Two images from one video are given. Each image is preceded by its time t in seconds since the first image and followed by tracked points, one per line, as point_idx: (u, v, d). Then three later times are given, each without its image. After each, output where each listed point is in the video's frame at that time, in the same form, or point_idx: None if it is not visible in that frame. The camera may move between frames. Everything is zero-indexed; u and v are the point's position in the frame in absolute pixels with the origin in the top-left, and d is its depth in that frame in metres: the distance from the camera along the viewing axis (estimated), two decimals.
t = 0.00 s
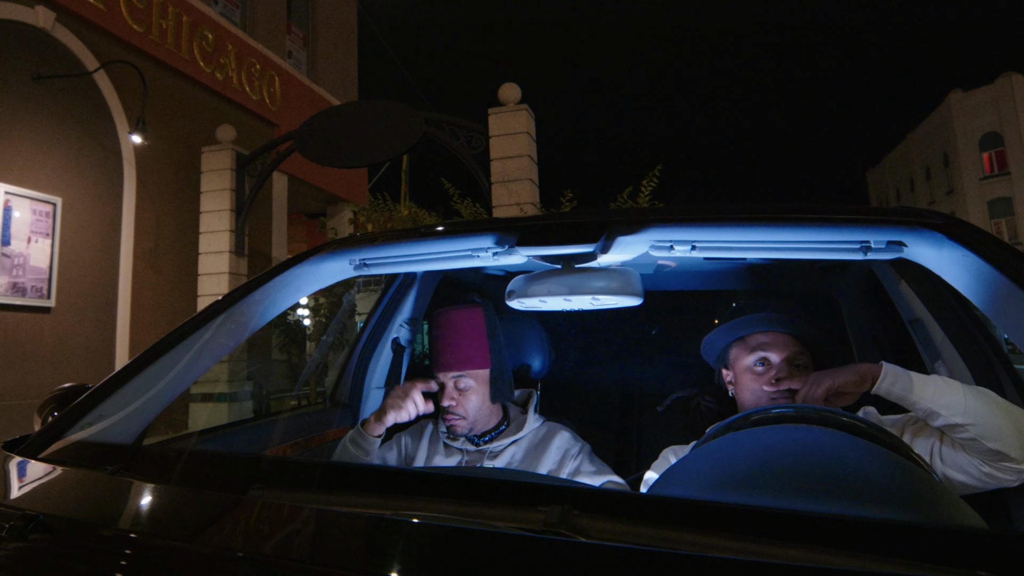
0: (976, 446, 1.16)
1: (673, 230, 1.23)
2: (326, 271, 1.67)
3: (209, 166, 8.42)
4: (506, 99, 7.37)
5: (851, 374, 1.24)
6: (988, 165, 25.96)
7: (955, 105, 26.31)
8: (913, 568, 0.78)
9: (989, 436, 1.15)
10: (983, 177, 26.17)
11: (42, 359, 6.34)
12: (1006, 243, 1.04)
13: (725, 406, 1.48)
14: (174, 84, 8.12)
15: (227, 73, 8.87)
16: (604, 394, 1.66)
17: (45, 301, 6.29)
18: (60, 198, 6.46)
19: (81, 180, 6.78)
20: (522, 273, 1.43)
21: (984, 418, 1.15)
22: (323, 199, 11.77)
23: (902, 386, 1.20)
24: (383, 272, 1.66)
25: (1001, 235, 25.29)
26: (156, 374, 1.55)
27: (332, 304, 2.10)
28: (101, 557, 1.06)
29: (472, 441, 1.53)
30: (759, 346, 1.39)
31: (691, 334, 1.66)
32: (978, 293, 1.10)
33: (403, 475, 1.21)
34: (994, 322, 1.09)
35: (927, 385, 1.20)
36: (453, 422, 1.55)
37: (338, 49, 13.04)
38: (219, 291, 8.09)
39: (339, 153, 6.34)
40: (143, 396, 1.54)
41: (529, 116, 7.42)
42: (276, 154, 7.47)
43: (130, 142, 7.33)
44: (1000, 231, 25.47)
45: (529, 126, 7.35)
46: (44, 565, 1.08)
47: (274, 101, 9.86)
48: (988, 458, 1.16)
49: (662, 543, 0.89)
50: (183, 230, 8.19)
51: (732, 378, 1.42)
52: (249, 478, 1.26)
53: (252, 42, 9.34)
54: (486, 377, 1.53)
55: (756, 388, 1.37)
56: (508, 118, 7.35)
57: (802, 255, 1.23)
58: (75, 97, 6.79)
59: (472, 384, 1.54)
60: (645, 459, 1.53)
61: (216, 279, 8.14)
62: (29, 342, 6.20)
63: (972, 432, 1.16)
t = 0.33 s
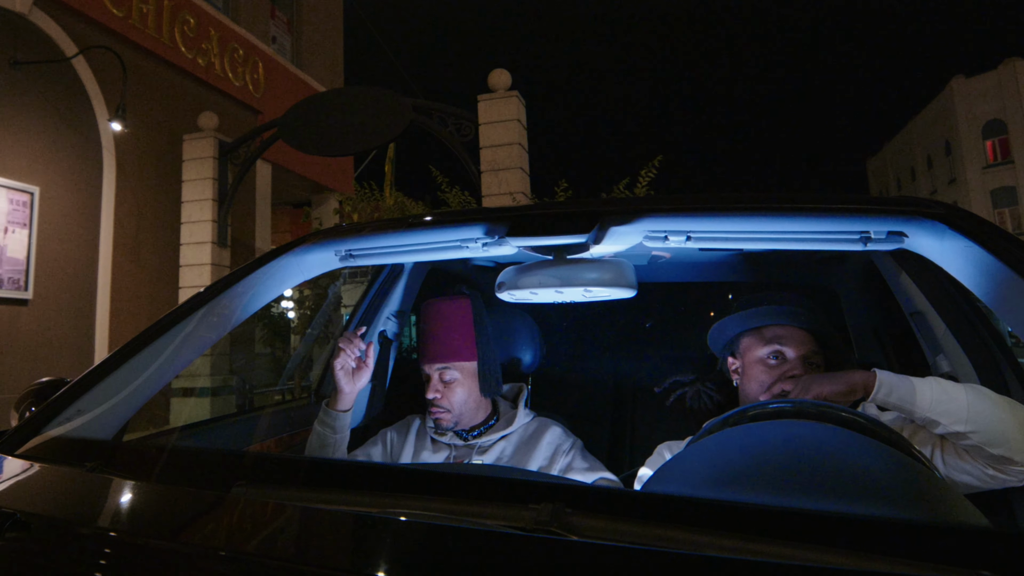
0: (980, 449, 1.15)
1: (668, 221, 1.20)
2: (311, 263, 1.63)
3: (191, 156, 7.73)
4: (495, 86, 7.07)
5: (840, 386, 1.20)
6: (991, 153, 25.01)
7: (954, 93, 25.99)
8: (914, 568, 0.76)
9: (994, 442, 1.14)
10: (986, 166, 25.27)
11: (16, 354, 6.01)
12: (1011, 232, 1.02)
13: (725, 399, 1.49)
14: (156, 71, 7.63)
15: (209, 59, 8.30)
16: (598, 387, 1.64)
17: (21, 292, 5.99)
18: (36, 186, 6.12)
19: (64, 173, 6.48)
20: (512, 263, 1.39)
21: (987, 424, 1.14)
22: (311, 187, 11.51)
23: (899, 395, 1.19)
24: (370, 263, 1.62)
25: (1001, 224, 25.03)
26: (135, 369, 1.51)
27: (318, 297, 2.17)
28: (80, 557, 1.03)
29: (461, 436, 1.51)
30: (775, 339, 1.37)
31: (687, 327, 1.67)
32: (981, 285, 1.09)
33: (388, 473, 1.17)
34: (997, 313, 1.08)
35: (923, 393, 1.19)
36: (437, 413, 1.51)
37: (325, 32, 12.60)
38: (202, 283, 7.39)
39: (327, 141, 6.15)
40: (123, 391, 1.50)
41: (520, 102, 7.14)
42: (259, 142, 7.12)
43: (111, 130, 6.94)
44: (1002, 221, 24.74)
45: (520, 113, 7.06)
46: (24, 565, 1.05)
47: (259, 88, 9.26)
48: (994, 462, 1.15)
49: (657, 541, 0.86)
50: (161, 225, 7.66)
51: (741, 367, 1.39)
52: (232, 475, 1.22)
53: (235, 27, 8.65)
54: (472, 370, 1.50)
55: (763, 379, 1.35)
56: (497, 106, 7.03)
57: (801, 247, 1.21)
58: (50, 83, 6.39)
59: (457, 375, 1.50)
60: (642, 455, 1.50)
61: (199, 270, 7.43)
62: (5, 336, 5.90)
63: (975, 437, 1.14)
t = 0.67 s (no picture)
0: (987, 446, 1.12)
1: (662, 211, 1.17)
2: (297, 254, 1.59)
3: (173, 145, 7.63)
4: (487, 73, 6.97)
5: (848, 364, 1.21)
6: (995, 143, 23.95)
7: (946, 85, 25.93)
8: (920, 569, 0.74)
9: (1001, 437, 1.10)
10: (990, 156, 24.13)
11: None
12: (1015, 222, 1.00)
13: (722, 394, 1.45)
14: (138, 58, 7.53)
15: (193, 46, 8.20)
16: (592, 381, 1.62)
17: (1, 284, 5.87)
18: (16, 176, 5.97)
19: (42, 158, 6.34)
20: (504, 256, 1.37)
21: (996, 418, 1.11)
22: (296, 177, 11.38)
23: (904, 384, 1.17)
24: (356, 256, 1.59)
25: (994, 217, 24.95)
26: (117, 362, 1.47)
27: (303, 289, 2.12)
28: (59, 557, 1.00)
29: (449, 434, 1.49)
30: (771, 334, 1.35)
31: (685, 319, 1.63)
32: (986, 277, 1.06)
33: (375, 471, 1.14)
34: (1004, 306, 1.05)
35: (932, 381, 1.18)
36: (427, 410, 1.48)
37: (310, 20, 12.43)
38: (184, 276, 7.33)
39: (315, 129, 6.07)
40: (105, 386, 1.46)
41: (510, 90, 7.07)
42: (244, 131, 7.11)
43: (91, 118, 6.82)
44: (1008, 212, 23.76)
45: (511, 101, 6.98)
46: None
47: (243, 74, 9.18)
48: (1000, 460, 1.11)
49: (653, 541, 0.84)
50: (145, 216, 7.57)
51: (736, 363, 1.38)
52: (216, 473, 1.19)
53: (220, 13, 8.56)
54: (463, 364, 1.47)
55: (761, 376, 1.32)
56: (489, 94, 6.96)
57: (799, 239, 1.18)
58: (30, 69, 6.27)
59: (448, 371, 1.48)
60: (637, 451, 1.48)
61: (181, 262, 7.33)
62: None
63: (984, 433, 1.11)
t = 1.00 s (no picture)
0: (995, 433, 1.11)
1: (656, 203, 1.15)
2: (286, 247, 1.56)
3: (157, 135, 7.58)
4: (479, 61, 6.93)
5: (871, 325, 1.23)
6: (1000, 132, 23.90)
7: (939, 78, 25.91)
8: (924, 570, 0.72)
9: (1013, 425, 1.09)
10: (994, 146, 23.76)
11: None
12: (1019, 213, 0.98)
13: (717, 391, 1.43)
14: (121, 46, 7.42)
15: (178, 33, 8.08)
16: (586, 377, 1.60)
17: None
18: None
19: (21, 148, 6.26)
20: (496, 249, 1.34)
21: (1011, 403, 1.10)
22: (284, 168, 11.27)
23: (927, 355, 1.17)
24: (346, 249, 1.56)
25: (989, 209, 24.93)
26: (101, 358, 1.43)
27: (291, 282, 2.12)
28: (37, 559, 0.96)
29: (440, 431, 1.48)
30: (750, 327, 1.33)
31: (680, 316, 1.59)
32: (988, 271, 1.05)
33: (365, 469, 1.11)
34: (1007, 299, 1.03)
35: (953, 358, 1.15)
36: (420, 407, 1.47)
37: (298, 9, 12.28)
38: (168, 269, 7.22)
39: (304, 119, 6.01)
40: (88, 382, 1.43)
41: (502, 78, 7.03)
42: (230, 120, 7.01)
43: (73, 108, 6.72)
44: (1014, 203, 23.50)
45: (503, 90, 6.94)
46: None
47: (229, 62, 9.06)
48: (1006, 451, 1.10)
49: (649, 542, 0.81)
50: (131, 208, 7.49)
51: (723, 360, 1.36)
52: (202, 472, 1.16)
53: None
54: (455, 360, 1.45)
55: (746, 372, 1.30)
56: (481, 82, 6.92)
57: (799, 230, 1.17)
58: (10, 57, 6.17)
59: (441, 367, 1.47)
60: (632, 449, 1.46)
61: (165, 256, 7.22)
62: None
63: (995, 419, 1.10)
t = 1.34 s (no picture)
0: (1003, 428, 1.09)
1: (654, 197, 1.14)
2: (275, 241, 1.53)
3: (142, 127, 7.37)
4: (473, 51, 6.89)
5: (884, 310, 1.22)
6: (1006, 123, 22.80)
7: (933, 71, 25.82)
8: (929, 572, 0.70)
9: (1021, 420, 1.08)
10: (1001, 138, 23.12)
11: None
12: None
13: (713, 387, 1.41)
14: (104, 34, 7.33)
15: (163, 21, 8.00)
16: (583, 374, 1.57)
17: None
18: None
19: None
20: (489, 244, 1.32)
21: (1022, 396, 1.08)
22: (272, 160, 11.16)
23: (939, 343, 1.15)
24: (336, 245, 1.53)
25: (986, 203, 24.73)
26: (86, 354, 1.40)
27: (279, 278, 2.09)
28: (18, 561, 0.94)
29: (434, 429, 1.45)
30: (725, 328, 1.31)
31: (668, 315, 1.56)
32: (996, 266, 1.03)
33: (357, 468, 1.09)
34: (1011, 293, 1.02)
35: (968, 348, 1.14)
36: (416, 406, 1.45)
37: None
38: (152, 265, 7.11)
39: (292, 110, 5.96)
40: (73, 379, 1.40)
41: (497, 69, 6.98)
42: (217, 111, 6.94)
43: (56, 97, 6.65)
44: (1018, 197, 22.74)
45: (496, 81, 6.89)
46: None
47: (215, 52, 8.98)
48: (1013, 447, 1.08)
49: (647, 543, 0.79)
50: (116, 199, 7.41)
51: (707, 366, 1.34)
52: (188, 472, 1.13)
53: None
54: (453, 358, 1.43)
55: (730, 376, 1.28)
56: (475, 72, 6.87)
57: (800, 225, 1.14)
58: None
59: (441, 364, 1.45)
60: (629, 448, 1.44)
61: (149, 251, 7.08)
62: None
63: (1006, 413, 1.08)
